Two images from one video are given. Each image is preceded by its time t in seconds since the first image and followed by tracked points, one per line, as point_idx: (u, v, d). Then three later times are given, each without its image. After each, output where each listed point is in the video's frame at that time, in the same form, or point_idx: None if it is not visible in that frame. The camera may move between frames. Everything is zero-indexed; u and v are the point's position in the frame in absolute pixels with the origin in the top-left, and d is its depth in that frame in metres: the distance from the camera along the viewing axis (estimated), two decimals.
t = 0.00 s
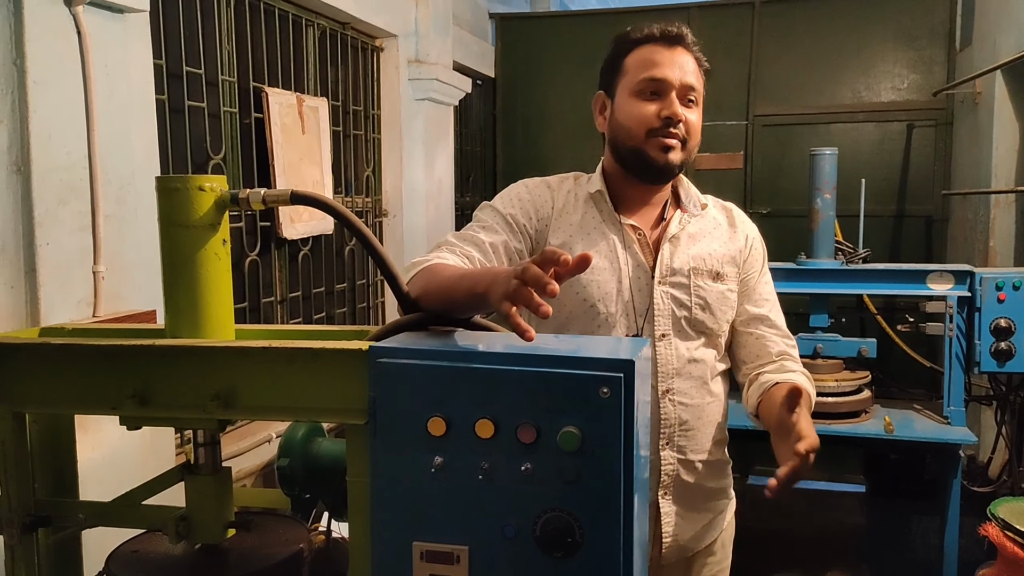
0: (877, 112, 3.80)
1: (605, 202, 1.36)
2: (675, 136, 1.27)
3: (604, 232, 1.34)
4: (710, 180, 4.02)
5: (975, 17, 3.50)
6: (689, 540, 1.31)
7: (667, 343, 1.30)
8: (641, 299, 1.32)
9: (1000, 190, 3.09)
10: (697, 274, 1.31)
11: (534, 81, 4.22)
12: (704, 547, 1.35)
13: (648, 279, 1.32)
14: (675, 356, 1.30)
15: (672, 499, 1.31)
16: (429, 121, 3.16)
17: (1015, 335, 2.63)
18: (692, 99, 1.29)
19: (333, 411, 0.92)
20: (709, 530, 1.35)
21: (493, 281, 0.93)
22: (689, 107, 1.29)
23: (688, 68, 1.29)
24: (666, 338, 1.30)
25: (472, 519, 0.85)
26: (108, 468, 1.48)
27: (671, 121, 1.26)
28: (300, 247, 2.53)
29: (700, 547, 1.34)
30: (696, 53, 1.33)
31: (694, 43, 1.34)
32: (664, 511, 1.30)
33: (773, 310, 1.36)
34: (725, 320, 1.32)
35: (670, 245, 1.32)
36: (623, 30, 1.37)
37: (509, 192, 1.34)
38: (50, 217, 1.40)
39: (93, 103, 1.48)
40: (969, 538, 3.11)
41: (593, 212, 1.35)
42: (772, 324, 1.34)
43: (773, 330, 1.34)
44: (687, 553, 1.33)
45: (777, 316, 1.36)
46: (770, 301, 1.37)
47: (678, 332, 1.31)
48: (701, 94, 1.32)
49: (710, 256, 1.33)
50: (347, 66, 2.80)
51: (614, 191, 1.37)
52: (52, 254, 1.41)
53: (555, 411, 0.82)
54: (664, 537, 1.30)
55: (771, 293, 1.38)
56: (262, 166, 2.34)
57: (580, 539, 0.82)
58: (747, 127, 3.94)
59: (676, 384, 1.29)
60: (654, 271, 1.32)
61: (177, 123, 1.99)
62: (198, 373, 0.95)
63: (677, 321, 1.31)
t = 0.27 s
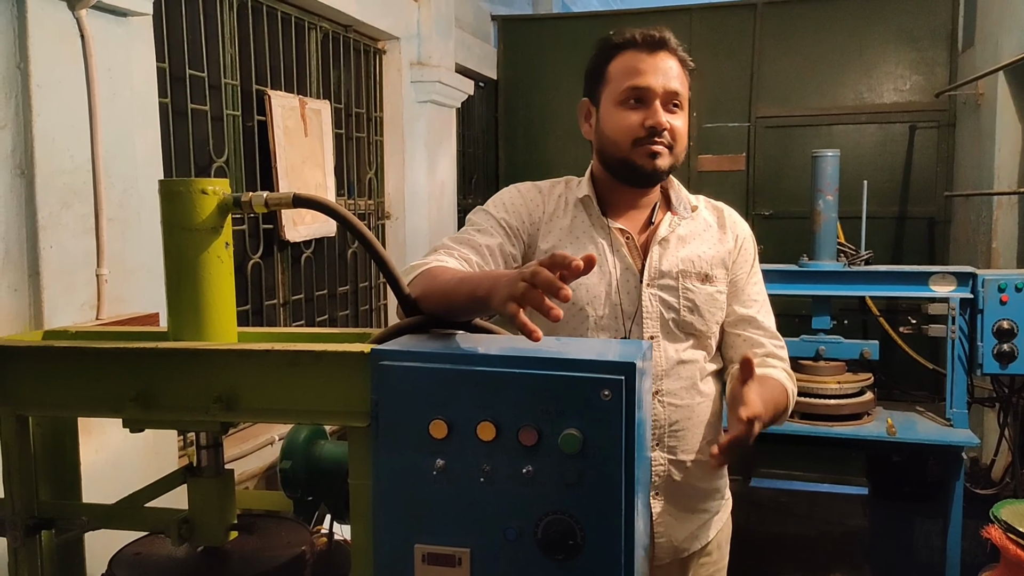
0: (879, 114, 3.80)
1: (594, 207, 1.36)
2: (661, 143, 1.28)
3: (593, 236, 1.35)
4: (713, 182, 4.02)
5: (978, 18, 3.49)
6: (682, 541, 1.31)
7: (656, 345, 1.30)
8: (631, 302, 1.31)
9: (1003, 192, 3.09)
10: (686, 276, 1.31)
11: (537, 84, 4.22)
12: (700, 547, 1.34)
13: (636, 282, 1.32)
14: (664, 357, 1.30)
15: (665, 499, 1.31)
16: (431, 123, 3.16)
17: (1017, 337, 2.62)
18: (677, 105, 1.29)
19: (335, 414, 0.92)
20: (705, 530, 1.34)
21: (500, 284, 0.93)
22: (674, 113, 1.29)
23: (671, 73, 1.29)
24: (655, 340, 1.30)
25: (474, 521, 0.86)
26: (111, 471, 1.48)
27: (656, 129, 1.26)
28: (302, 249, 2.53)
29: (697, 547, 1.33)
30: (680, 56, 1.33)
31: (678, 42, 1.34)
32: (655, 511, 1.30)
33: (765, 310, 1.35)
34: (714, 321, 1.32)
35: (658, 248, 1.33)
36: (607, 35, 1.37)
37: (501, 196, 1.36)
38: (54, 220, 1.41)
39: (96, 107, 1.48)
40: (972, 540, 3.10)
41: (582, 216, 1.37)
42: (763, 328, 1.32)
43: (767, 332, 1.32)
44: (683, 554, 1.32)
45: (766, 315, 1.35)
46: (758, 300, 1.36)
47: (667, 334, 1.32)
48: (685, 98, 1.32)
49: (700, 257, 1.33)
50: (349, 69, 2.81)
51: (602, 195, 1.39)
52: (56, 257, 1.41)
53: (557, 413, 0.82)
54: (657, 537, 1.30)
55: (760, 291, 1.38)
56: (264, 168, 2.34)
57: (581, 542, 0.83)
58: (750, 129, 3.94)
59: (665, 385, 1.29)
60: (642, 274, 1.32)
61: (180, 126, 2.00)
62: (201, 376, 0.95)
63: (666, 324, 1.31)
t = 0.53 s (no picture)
0: (882, 116, 3.80)
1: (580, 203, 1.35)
2: (630, 133, 1.26)
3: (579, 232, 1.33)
4: (715, 184, 4.02)
5: (981, 20, 3.49)
6: (671, 534, 1.31)
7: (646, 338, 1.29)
8: (618, 295, 1.31)
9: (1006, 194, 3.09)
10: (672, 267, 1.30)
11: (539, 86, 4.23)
12: (690, 543, 1.34)
13: (623, 276, 1.31)
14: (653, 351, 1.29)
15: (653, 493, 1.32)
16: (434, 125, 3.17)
17: (1020, 339, 2.62)
18: (644, 95, 1.28)
19: (337, 416, 0.92)
20: (695, 525, 1.34)
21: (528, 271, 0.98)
22: (642, 103, 1.28)
23: (635, 66, 1.29)
24: (644, 332, 1.29)
25: (476, 523, 0.86)
26: (115, 473, 1.49)
27: (621, 121, 1.26)
28: (306, 252, 2.54)
29: (686, 542, 1.33)
30: (645, 49, 1.32)
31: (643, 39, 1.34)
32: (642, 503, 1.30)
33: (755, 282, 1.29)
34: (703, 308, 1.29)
35: (644, 241, 1.32)
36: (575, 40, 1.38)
37: (486, 201, 1.37)
38: (58, 223, 1.41)
39: (100, 111, 1.48)
40: (976, 542, 3.10)
41: (569, 213, 1.36)
42: (748, 291, 1.26)
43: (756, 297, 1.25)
44: (672, 548, 1.32)
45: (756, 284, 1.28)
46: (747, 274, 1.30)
47: (656, 326, 1.31)
48: (655, 89, 1.30)
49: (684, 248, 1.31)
50: (352, 72, 2.82)
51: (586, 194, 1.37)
52: (60, 260, 1.42)
53: (559, 415, 0.82)
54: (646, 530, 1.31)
55: (747, 266, 1.32)
56: (267, 171, 2.35)
57: (583, 544, 0.83)
58: (753, 131, 3.94)
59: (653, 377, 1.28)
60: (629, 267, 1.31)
61: (184, 130, 2.01)
62: (202, 378, 0.96)
63: (654, 316, 1.30)
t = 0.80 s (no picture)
0: (883, 117, 3.80)
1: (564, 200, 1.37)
2: (598, 132, 1.25)
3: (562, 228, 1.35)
4: (717, 186, 4.02)
5: (982, 22, 3.49)
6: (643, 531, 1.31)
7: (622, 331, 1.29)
8: (596, 289, 1.31)
9: (1007, 195, 3.09)
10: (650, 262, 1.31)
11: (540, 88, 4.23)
12: (667, 542, 1.32)
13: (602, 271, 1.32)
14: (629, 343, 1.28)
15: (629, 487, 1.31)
16: (436, 127, 3.17)
17: (1021, 340, 2.62)
18: (612, 95, 1.27)
19: (339, 417, 0.92)
20: (672, 525, 1.32)
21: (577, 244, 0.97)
22: (610, 103, 1.27)
23: (602, 68, 1.28)
24: (620, 326, 1.29)
25: (478, 525, 0.86)
26: (117, 474, 1.49)
27: (588, 121, 1.25)
28: (307, 253, 2.54)
29: (663, 541, 1.32)
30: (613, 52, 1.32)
31: (611, 42, 1.33)
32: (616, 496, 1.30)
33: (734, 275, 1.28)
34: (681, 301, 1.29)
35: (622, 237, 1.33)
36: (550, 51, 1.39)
37: (475, 209, 1.38)
38: (61, 225, 1.42)
39: (103, 113, 1.49)
40: (978, 543, 3.09)
41: (552, 212, 1.37)
42: (725, 283, 1.26)
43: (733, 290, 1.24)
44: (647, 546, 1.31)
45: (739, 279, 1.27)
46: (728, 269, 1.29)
47: (634, 321, 1.30)
48: (626, 89, 1.29)
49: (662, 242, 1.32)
50: (353, 74, 2.82)
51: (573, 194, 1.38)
52: (62, 262, 1.42)
53: (561, 416, 0.83)
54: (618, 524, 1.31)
55: (729, 259, 1.31)
56: (269, 173, 2.35)
57: (586, 544, 0.83)
58: (754, 133, 3.94)
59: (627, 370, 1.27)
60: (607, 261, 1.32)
61: (186, 132, 2.01)
62: (206, 380, 0.96)
63: (633, 310, 1.30)
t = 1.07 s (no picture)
0: (884, 117, 3.79)
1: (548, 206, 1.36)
2: (579, 140, 1.28)
3: (544, 233, 1.35)
4: (718, 186, 4.01)
5: (984, 22, 3.49)
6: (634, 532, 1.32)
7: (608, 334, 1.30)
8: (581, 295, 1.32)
9: (1009, 195, 3.09)
10: (637, 265, 1.32)
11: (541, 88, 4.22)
12: (661, 542, 1.33)
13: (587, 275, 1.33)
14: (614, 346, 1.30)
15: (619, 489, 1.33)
16: (436, 127, 3.17)
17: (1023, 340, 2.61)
18: (592, 101, 1.30)
19: (339, 418, 0.92)
20: (665, 525, 1.33)
21: (559, 305, 1.02)
22: (592, 109, 1.30)
23: (583, 74, 1.31)
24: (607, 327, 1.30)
25: (478, 526, 0.86)
26: (117, 475, 1.49)
27: (569, 129, 1.28)
28: (308, 254, 2.54)
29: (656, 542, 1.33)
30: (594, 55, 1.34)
31: (593, 45, 1.35)
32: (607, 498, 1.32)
33: (724, 292, 1.31)
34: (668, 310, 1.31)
35: (608, 241, 1.34)
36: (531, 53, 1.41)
37: (458, 227, 1.40)
38: (62, 226, 1.42)
39: (104, 114, 1.49)
40: (979, 544, 3.09)
41: (537, 218, 1.37)
42: (709, 308, 1.30)
43: (728, 317, 1.29)
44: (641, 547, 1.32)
45: (729, 297, 1.31)
46: (719, 283, 1.32)
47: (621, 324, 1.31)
48: (607, 94, 1.32)
49: (650, 246, 1.33)
50: (354, 74, 2.82)
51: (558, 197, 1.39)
52: (63, 263, 1.42)
53: (560, 417, 0.83)
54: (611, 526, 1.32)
55: (724, 275, 1.33)
56: (270, 173, 2.35)
57: (585, 546, 0.83)
58: (755, 132, 3.94)
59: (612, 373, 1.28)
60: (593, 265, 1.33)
61: (187, 132, 2.02)
62: (206, 381, 0.96)
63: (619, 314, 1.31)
